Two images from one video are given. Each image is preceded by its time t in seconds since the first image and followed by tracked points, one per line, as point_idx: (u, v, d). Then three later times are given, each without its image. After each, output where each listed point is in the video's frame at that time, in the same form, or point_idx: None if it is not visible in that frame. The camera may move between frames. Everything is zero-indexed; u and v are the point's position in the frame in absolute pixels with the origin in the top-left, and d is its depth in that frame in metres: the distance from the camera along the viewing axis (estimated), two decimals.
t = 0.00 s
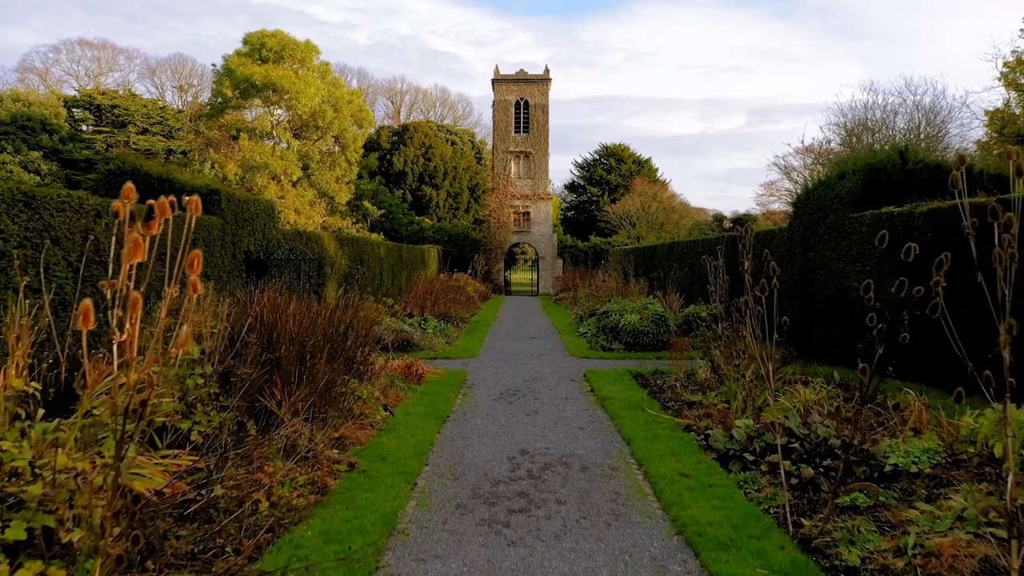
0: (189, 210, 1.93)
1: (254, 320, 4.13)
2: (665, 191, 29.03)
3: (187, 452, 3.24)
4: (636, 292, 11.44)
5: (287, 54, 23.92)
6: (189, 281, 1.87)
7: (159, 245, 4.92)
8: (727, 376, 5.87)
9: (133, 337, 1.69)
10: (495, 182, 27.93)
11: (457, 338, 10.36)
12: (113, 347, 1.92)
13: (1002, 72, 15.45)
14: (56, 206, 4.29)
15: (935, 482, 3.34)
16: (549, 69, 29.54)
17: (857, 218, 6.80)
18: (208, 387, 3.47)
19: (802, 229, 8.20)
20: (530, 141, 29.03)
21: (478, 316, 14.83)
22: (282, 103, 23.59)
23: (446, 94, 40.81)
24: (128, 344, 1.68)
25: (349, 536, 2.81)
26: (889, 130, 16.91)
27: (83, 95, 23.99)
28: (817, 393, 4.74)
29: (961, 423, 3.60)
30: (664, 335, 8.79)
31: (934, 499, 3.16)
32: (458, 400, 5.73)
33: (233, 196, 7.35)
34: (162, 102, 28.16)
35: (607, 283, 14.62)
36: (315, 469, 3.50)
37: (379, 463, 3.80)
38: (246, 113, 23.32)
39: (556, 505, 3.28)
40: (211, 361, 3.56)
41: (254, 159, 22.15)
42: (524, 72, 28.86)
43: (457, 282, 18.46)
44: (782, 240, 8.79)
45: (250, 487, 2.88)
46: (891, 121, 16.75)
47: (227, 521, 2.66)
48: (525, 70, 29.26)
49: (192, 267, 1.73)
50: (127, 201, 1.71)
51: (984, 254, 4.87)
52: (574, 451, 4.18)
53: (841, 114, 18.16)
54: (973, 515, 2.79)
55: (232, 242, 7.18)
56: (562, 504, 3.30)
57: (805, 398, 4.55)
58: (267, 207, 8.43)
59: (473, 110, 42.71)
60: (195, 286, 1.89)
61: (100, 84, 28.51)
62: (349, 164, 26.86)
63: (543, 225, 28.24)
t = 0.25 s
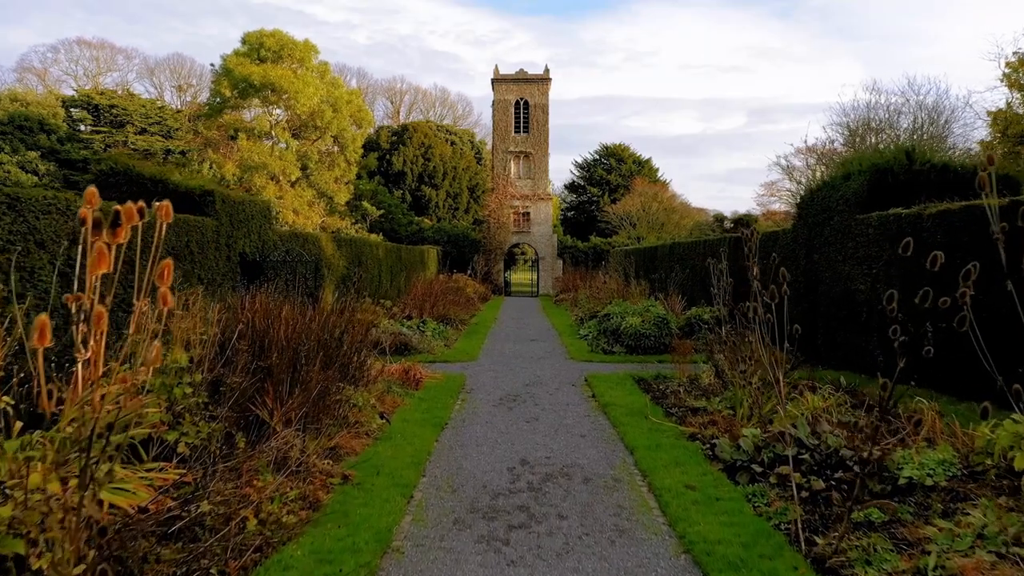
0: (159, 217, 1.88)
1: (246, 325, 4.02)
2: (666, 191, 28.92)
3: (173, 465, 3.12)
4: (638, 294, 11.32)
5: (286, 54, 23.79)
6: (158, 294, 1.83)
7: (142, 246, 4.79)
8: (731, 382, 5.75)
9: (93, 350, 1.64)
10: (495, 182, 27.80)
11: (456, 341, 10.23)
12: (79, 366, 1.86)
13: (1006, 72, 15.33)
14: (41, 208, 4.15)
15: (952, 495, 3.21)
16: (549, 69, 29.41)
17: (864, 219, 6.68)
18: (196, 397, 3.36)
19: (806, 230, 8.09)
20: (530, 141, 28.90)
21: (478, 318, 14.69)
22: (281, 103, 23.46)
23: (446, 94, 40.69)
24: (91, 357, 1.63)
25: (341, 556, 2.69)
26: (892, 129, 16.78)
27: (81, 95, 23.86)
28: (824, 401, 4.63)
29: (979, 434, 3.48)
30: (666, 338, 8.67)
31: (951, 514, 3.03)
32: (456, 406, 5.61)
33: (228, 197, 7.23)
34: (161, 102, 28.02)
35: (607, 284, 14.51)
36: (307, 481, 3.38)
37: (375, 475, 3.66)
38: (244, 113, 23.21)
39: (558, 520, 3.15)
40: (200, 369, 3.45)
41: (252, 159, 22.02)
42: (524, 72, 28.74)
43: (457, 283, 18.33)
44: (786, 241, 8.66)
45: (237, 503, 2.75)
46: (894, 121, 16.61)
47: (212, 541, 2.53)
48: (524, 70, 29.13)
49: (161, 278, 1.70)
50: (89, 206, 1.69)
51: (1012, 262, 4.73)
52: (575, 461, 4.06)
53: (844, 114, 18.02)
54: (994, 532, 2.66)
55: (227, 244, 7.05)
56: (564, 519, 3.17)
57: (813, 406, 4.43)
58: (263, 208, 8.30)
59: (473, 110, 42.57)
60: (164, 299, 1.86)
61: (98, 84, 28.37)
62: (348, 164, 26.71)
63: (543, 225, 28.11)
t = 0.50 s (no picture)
0: (132, 227, 1.81)
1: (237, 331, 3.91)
2: (666, 192, 28.79)
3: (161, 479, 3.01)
4: (639, 296, 11.19)
5: (285, 54, 23.66)
6: (128, 312, 1.75)
7: (129, 251, 4.67)
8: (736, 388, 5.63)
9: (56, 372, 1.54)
10: (494, 182, 27.67)
11: (455, 343, 10.11)
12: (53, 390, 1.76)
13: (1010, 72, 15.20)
14: (27, 211, 4.04)
15: (969, 510, 3.09)
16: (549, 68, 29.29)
17: (870, 221, 6.55)
18: (184, 409, 3.24)
19: (811, 232, 7.97)
20: (530, 141, 28.77)
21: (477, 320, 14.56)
22: (279, 103, 23.34)
23: (446, 94, 40.57)
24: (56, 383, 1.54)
25: None
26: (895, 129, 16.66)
27: (79, 95, 23.74)
28: (833, 409, 4.51)
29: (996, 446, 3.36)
30: (668, 342, 8.54)
31: (970, 532, 2.91)
32: (455, 413, 5.48)
33: (223, 198, 7.11)
34: (160, 102, 27.91)
35: (608, 285, 14.38)
36: (300, 496, 3.25)
37: (370, 488, 3.53)
38: (243, 113, 23.11)
39: (560, 537, 3.02)
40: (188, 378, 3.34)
41: (251, 159, 21.90)
42: (524, 72, 28.61)
43: (456, 284, 18.21)
44: (790, 243, 8.54)
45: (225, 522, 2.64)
46: (897, 121, 16.48)
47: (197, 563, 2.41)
48: (524, 70, 29.01)
49: (131, 293, 1.61)
50: (55, 214, 1.60)
51: None
52: (577, 472, 3.94)
53: (846, 114, 17.89)
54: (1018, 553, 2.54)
55: (221, 246, 6.93)
56: (566, 535, 3.04)
57: (822, 413, 4.31)
58: (259, 210, 8.17)
59: (473, 110, 42.44)
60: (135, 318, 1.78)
61: (96, 84, 28.26)
62: (348, 164, 26.56)
63: (542, 225, 27.98)
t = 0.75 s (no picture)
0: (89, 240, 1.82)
1: (229, 333, 3.81)
2: (667, 192, 28.65)
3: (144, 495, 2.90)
4: (641, 299, 11.05)
5: (283, 53, 23.53)
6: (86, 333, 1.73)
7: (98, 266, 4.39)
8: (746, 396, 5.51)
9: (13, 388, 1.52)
10: (494, 183, 27.54)
11: (454, 346, 9.98)
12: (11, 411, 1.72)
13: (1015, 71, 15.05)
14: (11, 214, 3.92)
15: (988, 527, 2.97)
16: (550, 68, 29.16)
17: (877, 224, 6.43)
18: (172, 419, 3.13)
19: (816, 233, 7.85)
20: (530, 141, 28.64)
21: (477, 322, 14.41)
22: (278, 103, 23.22)
23: (446, 93, 40.45)
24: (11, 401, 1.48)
25: None
26: (898, 128, 16.52)
27: (77, 95, 23.61)
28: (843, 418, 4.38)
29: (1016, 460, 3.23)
30: (671, 345, 8.42)
31: (990, 551, 2.78)
32: (453, 420, 5.35)
33: (219, 199, 6.98)
34: (158, 102, 27.81)
35: (609, 287, 14.25)
36: (290, 512, 3.13)
37: (365, 503, 3.39)
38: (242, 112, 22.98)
39: (562, 555, 2.89)
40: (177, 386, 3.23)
41: (249, 159, 21.77)
42: (524, 71, 28.47)
43: (456, 285, 18.08)
44: (794, 245, 8.43)
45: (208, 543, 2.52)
46: (901, 121, 16.33)
47: None
48: (524, 70, 28.87)
49: (89, 311, 1.60)
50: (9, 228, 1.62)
51: None
52: (579, 484, 3.81)
53: (848, 114, 17.77)
54: None
55: (216, 248, 6.82)
56: (567, 553, 2.91)
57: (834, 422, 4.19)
58: (255, 211, 8.04)
59: (472, 110, 42.29)
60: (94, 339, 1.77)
61: (94, 84, 28.16)
62: (347, 164, 26.40)
63: (542, 226, 27.84)
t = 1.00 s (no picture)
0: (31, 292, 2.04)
1: (219, 342, 3.69)
2: (668, 192, 28.51)
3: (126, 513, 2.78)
4: (642, 302, 10.92)
5: (282, 53, 23.41)
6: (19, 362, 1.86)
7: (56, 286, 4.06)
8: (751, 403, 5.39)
9: None
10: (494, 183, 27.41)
11: (453, 349, 9.84)
12: None
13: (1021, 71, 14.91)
14: None
15: (1008, 545, 2.84)
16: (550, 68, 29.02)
17: (885, 225, 6.30)
18: (156, 434, 3.01)
19: (821, 235, 7.72)
20: (530, 142, 28.51)
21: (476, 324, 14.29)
22: (277, 103, 23.13)
23: (445, 93, 40.32)
24: None
25: None
26: (901, 128, 16.39)
27: (75, 95, 23.48)
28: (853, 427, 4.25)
29: None
30: (673, 349, 8.30)
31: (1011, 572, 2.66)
32: (451, 428, 5.22)
33: (213, 200, 6.87)
34: (157, 102, 27.71)
35: (609, 288, 14.12)
36: (279, 529, 3.00)
37: (357, 519, 3.27)
38: (240, 112, 22.84)
39: None
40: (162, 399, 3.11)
41: (247, 160, 21.66)
42: (524, 71, 28.35)
43: (456, 286, 17.97)
44: (798, 247, 8.31)
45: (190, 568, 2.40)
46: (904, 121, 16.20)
47: None
48: (524, 70, 28.75)
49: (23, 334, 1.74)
50: None
51: None
52: (581, 497, 3.68)
53: (850, 114, 17.63)
54: None
55: (209, 250, 6.70)
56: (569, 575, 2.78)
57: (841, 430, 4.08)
58: (250, 213, 7.92)
59: (472, 110, 42.16)
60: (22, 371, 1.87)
61: (93, 84, 28.06)
62: (346, 165, 26.25)
63: (542, 227, 27.72)
